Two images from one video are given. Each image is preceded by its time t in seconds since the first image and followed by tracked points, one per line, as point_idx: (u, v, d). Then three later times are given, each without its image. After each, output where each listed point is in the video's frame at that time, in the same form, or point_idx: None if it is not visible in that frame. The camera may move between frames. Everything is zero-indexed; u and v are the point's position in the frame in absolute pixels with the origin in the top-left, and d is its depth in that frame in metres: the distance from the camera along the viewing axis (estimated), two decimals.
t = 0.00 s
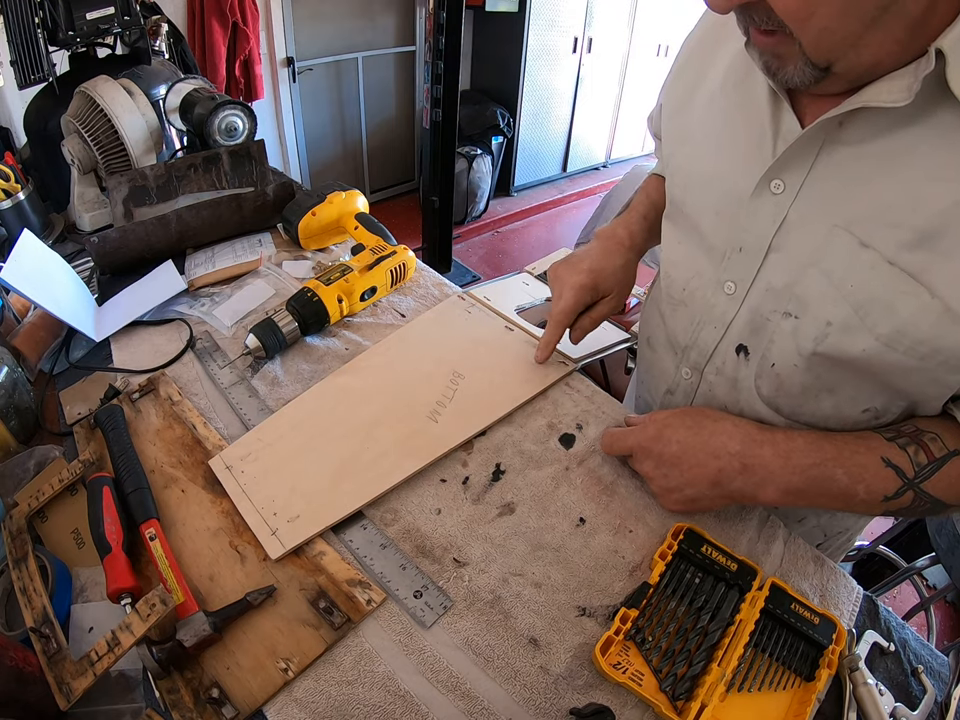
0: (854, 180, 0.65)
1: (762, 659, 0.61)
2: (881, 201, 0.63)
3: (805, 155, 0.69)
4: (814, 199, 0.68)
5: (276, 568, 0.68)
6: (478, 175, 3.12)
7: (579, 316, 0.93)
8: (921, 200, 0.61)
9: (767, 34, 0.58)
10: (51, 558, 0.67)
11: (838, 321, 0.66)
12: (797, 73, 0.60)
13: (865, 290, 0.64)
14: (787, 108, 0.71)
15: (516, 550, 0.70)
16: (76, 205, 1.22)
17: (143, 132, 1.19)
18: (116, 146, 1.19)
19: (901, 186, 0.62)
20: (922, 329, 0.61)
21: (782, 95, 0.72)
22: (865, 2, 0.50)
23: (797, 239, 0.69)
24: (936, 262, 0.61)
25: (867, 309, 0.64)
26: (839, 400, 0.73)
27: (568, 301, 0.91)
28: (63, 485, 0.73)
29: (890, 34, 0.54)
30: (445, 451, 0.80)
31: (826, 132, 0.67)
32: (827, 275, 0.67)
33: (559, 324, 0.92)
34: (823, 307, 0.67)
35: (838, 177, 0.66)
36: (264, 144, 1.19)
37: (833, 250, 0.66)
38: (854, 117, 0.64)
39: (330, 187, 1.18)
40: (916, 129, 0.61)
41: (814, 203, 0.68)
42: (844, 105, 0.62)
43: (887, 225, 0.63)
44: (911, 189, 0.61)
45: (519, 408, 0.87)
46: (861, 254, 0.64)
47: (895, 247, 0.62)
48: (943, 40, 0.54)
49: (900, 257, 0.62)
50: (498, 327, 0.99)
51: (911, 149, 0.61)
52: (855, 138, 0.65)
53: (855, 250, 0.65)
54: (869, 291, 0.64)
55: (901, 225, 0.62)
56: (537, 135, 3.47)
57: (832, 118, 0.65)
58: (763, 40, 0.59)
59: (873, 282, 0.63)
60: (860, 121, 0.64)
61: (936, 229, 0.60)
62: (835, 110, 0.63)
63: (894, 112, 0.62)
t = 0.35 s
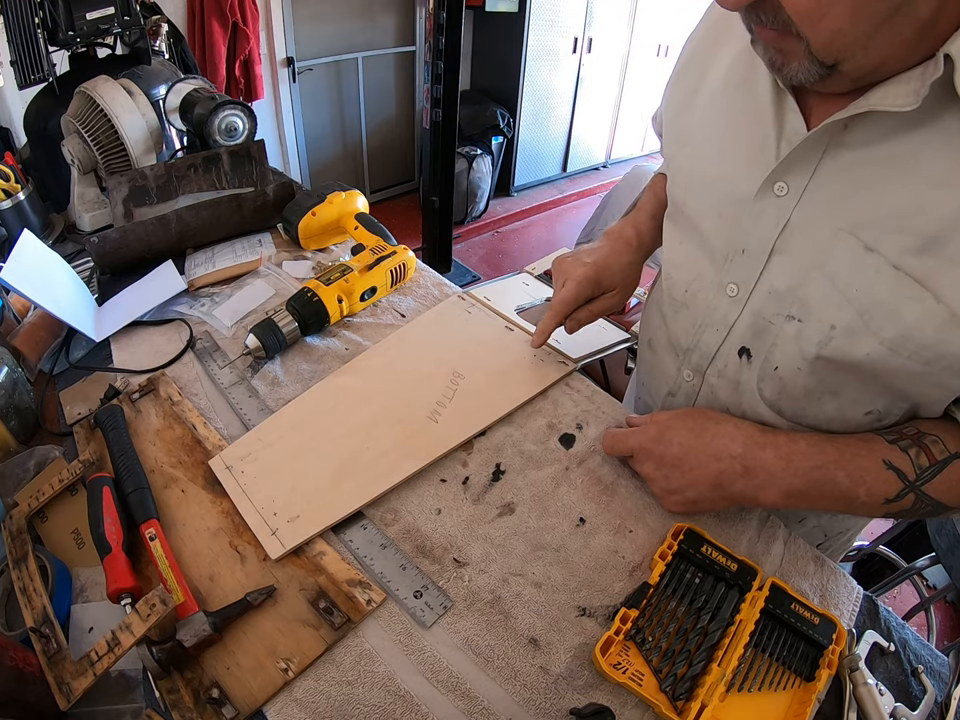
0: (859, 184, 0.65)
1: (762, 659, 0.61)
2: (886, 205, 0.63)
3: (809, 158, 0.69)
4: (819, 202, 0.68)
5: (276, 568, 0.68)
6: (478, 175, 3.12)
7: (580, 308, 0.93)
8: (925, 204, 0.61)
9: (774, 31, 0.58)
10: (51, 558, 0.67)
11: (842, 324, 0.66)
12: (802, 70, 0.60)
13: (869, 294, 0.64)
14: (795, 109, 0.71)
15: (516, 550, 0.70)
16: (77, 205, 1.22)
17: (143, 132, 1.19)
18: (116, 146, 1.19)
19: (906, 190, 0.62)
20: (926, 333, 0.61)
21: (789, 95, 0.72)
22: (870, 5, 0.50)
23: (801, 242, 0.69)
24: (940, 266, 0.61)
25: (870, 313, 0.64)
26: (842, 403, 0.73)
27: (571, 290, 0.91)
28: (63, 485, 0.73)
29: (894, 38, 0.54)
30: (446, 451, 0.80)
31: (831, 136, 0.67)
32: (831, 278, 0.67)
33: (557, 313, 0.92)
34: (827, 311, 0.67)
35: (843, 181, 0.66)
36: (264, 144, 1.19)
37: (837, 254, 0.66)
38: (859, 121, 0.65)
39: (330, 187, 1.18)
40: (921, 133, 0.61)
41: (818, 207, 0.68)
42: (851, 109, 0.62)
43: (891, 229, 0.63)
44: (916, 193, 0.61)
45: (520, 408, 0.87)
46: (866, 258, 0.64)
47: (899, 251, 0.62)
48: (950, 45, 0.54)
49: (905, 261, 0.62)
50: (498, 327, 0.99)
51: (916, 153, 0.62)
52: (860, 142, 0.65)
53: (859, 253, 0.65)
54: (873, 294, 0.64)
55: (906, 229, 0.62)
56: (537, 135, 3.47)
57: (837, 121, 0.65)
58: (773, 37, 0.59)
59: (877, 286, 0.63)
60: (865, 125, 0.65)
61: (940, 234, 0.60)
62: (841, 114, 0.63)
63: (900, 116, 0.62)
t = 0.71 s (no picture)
0: (864, 184, 0.65)
1: (762, 659, 0.61)
2: (892, 205, 0.63)
3: (815, 159, 0.69)
4: (825, 202, 0.68)
5: (277, 568, 0.68)
6: (478, 175, 3.12)
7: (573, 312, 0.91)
8: (931, 205, 0.61)
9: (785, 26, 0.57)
10: (51, 558, 0.67)
11: (849, 325, 0.66)
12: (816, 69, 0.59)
13: (875, 295, 0.64)
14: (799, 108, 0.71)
15: (516, 550, 0.70)
16: (77, 205, 1.22)
17: (143, 132, 1.19)
18: (116, 146, 1.19)
19: (913, 191, 0.62)
20: (933, 333, 0.61)
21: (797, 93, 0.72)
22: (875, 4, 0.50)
23: (808, 243, 0.69)
24: (945, 266, 0.61)
25: (877, 313, 0.64)
26: (845, 403, 0.73)
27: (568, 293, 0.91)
28: (63, 485, 0.73)
29: (898, 39, 0.54)
30: (446, 451, 0.80)
31: (836, 137, 0.67)
32: (838, 279, 0.67)
33: (541, 340, 0.89)
34: (834, 313, 0.67)
35: (848, 182, 0.67)
36: (264, 143, 1.19)
37: (844, 254, 0.66)
38: (864, 121, 0.65)
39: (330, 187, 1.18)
40: (926, 134, 0.62)
41: (824, 207, 0.68)
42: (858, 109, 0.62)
43: (898, 230, 0.63)
44: (922, 193, 0.61)
45: (520, 409, 0.87)
46: (873, 258, 0.64)
47: (905, 251, 0.63)
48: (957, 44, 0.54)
49: (911, 261, 0.62)
50: (498, 327, 0.99)
51: (921, 153, 0.62)
52: (865, 143, 0.65)
53: (866, 254, 0.65)
54: (880, 295, 0.64)
55: (912, 230, 0.62)
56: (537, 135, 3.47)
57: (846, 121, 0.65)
58: (780, 32, 0.58)
59: (884, 287, 0.64)
60: (869, 126, 0.65)
61: (947, 233, 0.60)
62: (847, 114, 0.64)
63: (904, 116, 0.63)
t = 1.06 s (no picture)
0: (868, 189, 0.65)
1: (762, 658, 0.61)
2: (897, 210, 0.63)
3: (818, 162, 0.69)
4: (829, 206, 0.68)
5: (276, 568, 0.68)
6: (478, 174, 3.12)
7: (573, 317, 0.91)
8: (935, 209, 0.61)
9: (791, 30, 0.57)
10: (51, 558, 0.67)
11: (852, 329, 0.66)
12: (822, 77, 0.59)
13: (879, 298, 0.64)
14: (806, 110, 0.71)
15: (516, 550, 0.70)
16: (77, 205, 1.22)
17: (143, 132, 1.19)
18: (116, 146, 1.19)
19: (917, 196, 0.62)
20: (936, 337, 0.61)
21: (800, 94, 0.71)
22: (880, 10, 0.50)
23: (812, 247, 0.69)
24: (948, 270, 0.61)
25: (881, 317, 0.64)
26: (846, 404, 0.73)
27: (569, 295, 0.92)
28: (63, 485, 0.73)
29: (904, 43, 0.54)
30: (446, 451, 0.80)
31: (840, 140, 0.67)
32: (842, 282, 0.67)
33: (545, 339, 0.89)
34: (837, 316, 0.67)
35: (853, 186, 0.67)
36: (264, 143, 1.19)
37: (848, 258, 0.66)
38: (868, 125, 0.65)
39: (330, 187, 1.18)
40: (930, 138, 0.62)
41: (827, 211, 0.68)
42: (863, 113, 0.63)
43: (901, 234, 0.63)
44: (926, 198, 0.61)
45: (520, 409, 0.87)
46: (876, 262, 0.64)
47: (909, 255, 0.63)
48: None
49: (914, 264, 0.62)
50: (498, 327, 0.99)
51: (925, 157, 0.62)
52: (869, 147, 0.65)
53: (869, 257, 0.65)
54: (883, 299, 0.64)
55: (916, 234, 0.62)
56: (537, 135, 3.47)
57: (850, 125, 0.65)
58: (785, 37, 0.57)
59: (888, 291, 0.64)
60: (873, 131, 0.65)
61: (950, 237, 0.60)
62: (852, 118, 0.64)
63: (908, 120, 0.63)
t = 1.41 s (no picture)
0: (883, 194, 0.65)
1: (761, 659, 0.61)
2: (912, 216, 0.63)
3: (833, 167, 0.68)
4: (843, 211, 0.68)
5: (276, 568, 0.68)
6: (478, 175, 3.12)
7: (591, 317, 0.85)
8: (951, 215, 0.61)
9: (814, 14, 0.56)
10: (51, 558, 0.67)
11: (868, 335, 0.66)
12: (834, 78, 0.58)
13: (893, 304, 0.64)
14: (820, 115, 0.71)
15: (516, 550, 0.70)
16: (77, 205, 1.22)
17: (143, 132, 1.19)
18: (116, 146, 1.19)
19: (932, 201, 0.62)
20: (950, 342, 0.61)
21: (820, 96, 0.70)
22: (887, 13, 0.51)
23: (827, 253, 0.69)
24: None
25: (896, 323, 0.64)
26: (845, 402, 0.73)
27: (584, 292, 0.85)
28: (63, 485, 0.73)
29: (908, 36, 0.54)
30: (446, 451, 0.80)
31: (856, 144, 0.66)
32: (856, 288, 0.67)
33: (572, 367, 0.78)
34: (853, 321, 0.67)
35: (868, 191, 0.66)
36: (264, 143, 1.19)
37: (863, 262, 0.66)
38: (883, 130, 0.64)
39: (331, 187, 1.18)
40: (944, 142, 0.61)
41: (841, 215, 0.68)
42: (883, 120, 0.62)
43: (916, 239, 0.63)
44: (941, 204, 0.61)
45: (520, 409, 0.87)
46: (891, 268, 0.64)
47: (924, 261, 0.63)
48: None
49: (929, 270, 0.62)
50: (498, 327, 0.99)
51: (936, 160, 0.62)
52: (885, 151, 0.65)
53: (884, 262, 0.65)
54: (899, 304, 0.64)
55: (931, 239, 0.62)
56: (538, 135, 3.47)
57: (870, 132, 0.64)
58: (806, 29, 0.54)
59: (903, 297, 0.63)
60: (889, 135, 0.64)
61: None
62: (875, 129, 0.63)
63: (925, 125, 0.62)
